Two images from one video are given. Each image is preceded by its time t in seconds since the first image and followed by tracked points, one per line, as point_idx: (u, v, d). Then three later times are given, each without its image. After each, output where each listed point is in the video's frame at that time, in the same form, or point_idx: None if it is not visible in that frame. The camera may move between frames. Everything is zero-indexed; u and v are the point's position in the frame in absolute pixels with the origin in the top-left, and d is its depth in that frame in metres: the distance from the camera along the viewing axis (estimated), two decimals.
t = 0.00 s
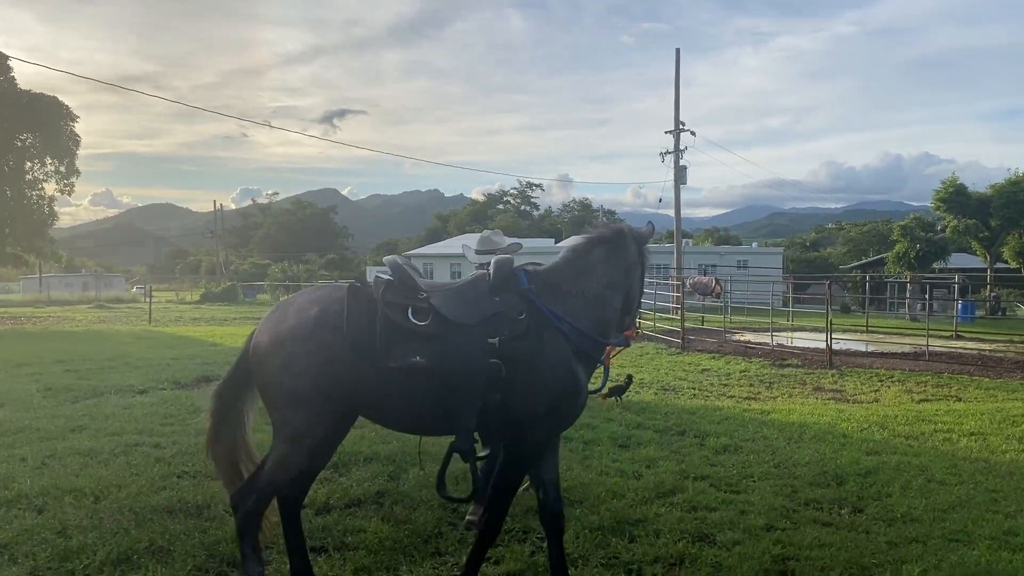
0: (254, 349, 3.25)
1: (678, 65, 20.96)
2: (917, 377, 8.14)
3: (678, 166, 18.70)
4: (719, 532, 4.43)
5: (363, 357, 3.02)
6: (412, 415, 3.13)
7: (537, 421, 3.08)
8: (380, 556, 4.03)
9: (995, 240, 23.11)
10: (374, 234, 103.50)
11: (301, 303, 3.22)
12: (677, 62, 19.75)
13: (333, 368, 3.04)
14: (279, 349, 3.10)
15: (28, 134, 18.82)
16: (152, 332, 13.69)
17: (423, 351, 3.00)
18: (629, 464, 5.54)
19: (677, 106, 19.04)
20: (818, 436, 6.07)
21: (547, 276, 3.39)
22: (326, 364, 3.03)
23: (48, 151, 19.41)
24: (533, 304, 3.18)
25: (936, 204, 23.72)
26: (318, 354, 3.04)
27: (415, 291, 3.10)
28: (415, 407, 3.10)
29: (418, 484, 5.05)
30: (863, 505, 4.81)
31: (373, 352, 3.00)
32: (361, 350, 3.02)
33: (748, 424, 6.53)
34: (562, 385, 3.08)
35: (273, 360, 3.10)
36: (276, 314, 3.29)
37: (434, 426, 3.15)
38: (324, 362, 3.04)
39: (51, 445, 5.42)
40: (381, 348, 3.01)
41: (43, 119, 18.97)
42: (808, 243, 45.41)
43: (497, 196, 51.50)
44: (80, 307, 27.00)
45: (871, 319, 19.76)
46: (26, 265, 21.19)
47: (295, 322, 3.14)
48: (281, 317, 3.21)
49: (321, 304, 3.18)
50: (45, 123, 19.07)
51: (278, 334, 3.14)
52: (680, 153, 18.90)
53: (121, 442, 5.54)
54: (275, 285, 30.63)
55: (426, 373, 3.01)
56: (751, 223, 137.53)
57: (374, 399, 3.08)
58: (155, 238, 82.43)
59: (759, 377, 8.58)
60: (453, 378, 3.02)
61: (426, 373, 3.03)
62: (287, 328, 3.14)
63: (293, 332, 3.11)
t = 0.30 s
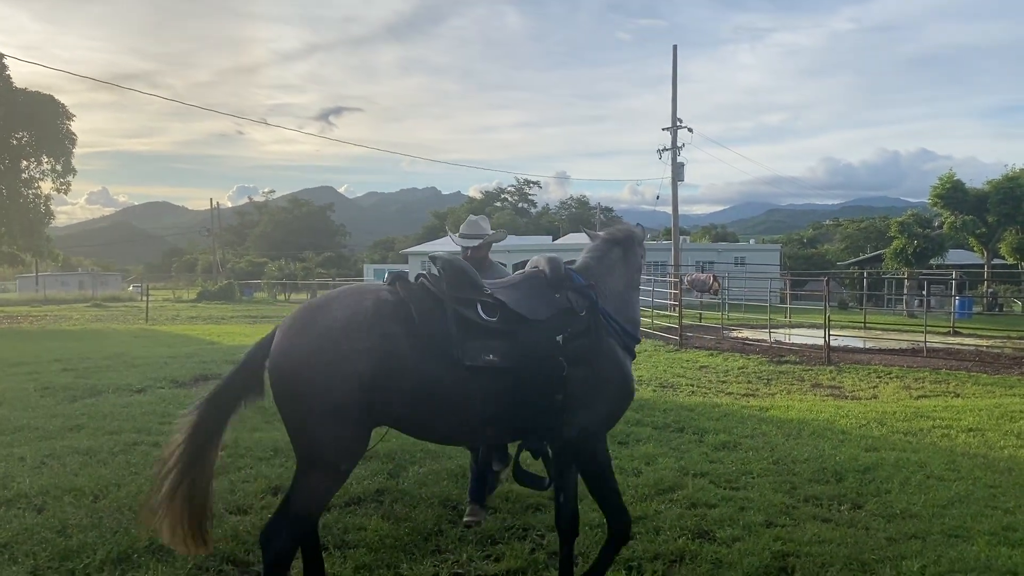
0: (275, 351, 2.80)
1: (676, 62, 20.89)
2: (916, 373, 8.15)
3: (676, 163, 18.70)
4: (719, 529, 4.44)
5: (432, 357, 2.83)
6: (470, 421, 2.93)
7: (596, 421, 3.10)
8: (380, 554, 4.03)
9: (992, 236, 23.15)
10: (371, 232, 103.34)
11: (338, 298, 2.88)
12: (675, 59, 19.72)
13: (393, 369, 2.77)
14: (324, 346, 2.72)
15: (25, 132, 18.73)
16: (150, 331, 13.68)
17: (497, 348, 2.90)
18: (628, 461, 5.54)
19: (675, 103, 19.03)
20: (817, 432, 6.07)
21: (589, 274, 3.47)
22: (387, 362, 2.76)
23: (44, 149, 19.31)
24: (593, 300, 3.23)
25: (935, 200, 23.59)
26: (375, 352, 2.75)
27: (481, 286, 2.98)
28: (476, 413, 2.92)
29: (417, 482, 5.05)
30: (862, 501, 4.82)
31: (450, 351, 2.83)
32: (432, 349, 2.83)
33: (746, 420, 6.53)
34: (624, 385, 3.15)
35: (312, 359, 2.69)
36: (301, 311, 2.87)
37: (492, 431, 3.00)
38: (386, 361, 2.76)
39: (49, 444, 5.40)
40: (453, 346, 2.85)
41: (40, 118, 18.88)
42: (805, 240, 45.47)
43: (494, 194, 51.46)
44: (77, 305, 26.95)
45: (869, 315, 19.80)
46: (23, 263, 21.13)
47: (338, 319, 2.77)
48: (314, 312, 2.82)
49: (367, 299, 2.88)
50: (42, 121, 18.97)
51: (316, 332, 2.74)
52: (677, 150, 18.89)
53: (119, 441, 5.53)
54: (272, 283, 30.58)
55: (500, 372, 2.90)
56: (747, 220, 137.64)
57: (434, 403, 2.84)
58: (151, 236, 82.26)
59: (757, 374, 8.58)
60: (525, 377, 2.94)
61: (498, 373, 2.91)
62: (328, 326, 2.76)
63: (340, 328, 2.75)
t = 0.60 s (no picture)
0: (318, 346, 2.59)
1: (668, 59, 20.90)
2: (906, 370, 8.20)
3: (667, 161, 18.72)
4: (710, 525, 4.46)
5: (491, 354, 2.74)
6: (521, 420, 2.86)
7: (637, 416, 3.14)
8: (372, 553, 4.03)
9: (981, 234, 23.26)
10: (364, 231, 103.21)
11: (387, 294, 2.71)
12: (666, 56, 19.72)
13: (450, 369, 2.65)
14: (381, 343, 2.56)
15: (14, 129, 18.62)
16: (140, 330, 13.63)
17: (552, 346, 2.90)
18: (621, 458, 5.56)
19: (666, 100, 19.04)
20: (808, 429, 6.10)
21: (621, 265, 3.52)
22: (445, 361, 2.65)
23: (34, 147, 19.21)
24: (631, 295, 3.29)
25: (924, 197, 23.53)
26: (434, 351, 2.63)
27: (531, 281, 2.96)
28: (529, 411, 2.85)
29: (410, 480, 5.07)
30: (852, 497, 4.85)
31: (511, 349, 2.76)
32: (493, 347, 2.75)
33: (738, 417, 6.56)
34: (660, 380, 3.21)
35: (371, 358, 2.53)
36: (345, 306, 2.68)
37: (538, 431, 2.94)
38: (444, 360, 2.64)
39: (40, 444, 5.38)
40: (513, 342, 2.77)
41: (30, 116, 18.77)
42: (797, 238, 45.64)
43: (486, 191, 51.44)
44: (67, 304, 26.83)
45: (860, 312, 19.89)
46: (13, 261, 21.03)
47: (393, 316, 2.62)
48: (363, 309, 2.66)
49: (418, 295, 2.75)
50: (32, 119, 18.85)
51: (372, 328, 2.58)
52: (669, 148, 18.91)
53: (111, 440, 5.51)
54: (264, 282, 30.53)
55: (554, 369, 2.88)
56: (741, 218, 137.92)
57: (489, 404, 2.74)
58: (143, 234, 81.92)
59: (748, 371, 8.61)
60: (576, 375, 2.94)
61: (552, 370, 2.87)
62: (384, 322, 2.60)
63: (396, 324, 2.61)
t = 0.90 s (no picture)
0: (390, 373, 2.12)
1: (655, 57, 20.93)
2: (890, 367, 8.25)
3: (654, 159, 18.76)
4: (695, 522, 4.48)
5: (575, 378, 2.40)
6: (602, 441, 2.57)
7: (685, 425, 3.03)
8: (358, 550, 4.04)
9: (965, 232, 23.45)
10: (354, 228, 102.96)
11: (471, 307, 2.28)
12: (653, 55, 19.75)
13: (540, 392, 2.28)
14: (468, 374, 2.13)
15: None
16: (124, 328, 13.55)
17: (635, 359, 2.64)
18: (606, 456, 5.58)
19: (653, 98, 19.07)
20: (793, 426, 6.14)
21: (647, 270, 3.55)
22: (535, 389, 2.27)
23: (17, 144, 19.06)
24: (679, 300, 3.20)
25: (908, 195, 23.72)
26: (531, 371, 2.26)
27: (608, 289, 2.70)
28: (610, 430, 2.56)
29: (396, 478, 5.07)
30: (836, 494, 4.88)
31: (599, 373, 2.43)
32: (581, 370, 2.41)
33: (723, 414, 6.59)
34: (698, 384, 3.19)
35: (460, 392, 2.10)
36: (425, 323, 2.20)
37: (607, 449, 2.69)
38: (536, 383, 2.27)
39: (23, 443, 5.35)
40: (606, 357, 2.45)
41: (13, 113, 18.63)
42: (782, 235, 45.95)
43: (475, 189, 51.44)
44: (52, 302, 26.65)
45: (845, 310, 20.02)
46: None
47: (484, 343, 2.18)
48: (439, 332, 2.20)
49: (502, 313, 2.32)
50: (15, 116, 18.71)
51: (461, 352, 2.15)
52: (656, 146, 18.94)
53: (94, 439, 5.48)
54: (251, 280, 30.43)
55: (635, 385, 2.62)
56: (731, 215, 138.40)
57: (575, 431, 2.39)
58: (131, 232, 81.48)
59: (735, 369, 8.63)
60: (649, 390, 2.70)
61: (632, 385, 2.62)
62: (472, 350, 2.16)
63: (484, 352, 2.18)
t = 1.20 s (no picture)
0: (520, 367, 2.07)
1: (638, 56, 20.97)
2: (869, 365, 8.32)
3: (637, 157, 18.80)
4: (676, 518, 4.52)
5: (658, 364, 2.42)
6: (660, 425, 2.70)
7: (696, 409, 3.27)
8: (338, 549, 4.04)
9: (944, 231, 23.71)
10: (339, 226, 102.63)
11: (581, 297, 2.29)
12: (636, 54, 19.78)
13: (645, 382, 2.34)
14: (578, 360, 2.09)
15: None
16: (104, 326, 13.43)
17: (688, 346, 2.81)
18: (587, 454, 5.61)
19: (636, 97, 19.12)
20: (772, 423, 6.19)
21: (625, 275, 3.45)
22: (630, 379, 2.25)
23: None
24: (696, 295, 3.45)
25: (888, 194, 23.92)
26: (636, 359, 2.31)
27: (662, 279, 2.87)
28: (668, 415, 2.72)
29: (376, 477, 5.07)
30: (814, 491, 4.92)
31: (678, 362, 2.44)
32: (660, 359, 2.43)
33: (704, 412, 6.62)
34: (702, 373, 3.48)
35: (570, 382, 2.05)
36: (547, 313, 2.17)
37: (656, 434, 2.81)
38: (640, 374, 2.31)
39: None
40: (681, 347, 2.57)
41: None
42: (764, 234, 46.30)
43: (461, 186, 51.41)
44: (30, 300, 26.37)
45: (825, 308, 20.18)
46: None
47: (583, 331, 2.14)
48: (535, 320, 2.16)
49: (588, 299, 2.29)
50: None
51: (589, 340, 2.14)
52: (639, 145, 18.99)
53: (73, 438, 5.44)
54: (233, 278, 30.26)
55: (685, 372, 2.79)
56: (713, 215, 139.12)
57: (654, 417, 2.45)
58: (114, 229, 80.78)
59: (716, 366, 8.68)
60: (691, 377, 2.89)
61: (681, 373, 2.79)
62: (572, 339, 2.12)
63: (587, 339, 2.14)
